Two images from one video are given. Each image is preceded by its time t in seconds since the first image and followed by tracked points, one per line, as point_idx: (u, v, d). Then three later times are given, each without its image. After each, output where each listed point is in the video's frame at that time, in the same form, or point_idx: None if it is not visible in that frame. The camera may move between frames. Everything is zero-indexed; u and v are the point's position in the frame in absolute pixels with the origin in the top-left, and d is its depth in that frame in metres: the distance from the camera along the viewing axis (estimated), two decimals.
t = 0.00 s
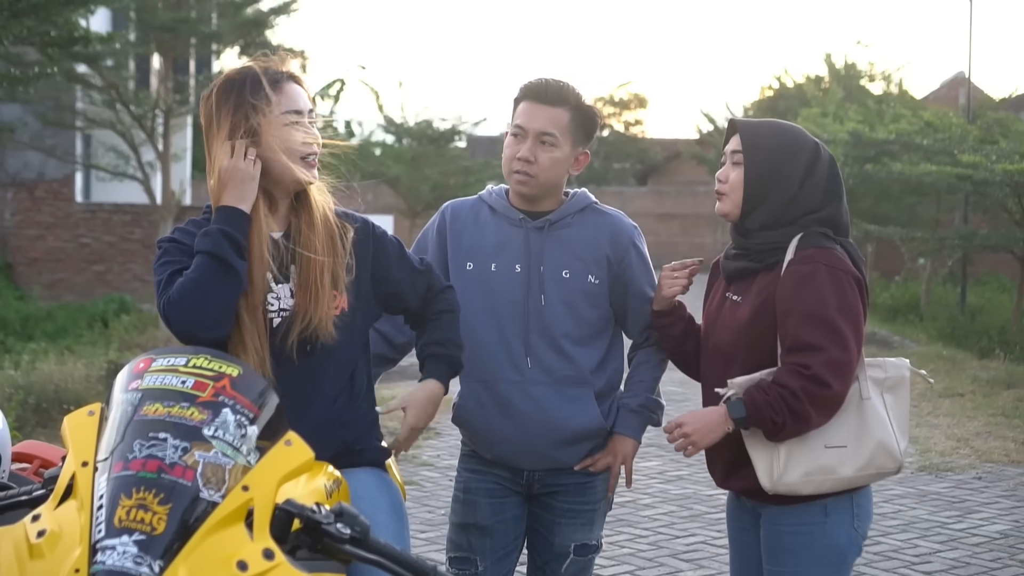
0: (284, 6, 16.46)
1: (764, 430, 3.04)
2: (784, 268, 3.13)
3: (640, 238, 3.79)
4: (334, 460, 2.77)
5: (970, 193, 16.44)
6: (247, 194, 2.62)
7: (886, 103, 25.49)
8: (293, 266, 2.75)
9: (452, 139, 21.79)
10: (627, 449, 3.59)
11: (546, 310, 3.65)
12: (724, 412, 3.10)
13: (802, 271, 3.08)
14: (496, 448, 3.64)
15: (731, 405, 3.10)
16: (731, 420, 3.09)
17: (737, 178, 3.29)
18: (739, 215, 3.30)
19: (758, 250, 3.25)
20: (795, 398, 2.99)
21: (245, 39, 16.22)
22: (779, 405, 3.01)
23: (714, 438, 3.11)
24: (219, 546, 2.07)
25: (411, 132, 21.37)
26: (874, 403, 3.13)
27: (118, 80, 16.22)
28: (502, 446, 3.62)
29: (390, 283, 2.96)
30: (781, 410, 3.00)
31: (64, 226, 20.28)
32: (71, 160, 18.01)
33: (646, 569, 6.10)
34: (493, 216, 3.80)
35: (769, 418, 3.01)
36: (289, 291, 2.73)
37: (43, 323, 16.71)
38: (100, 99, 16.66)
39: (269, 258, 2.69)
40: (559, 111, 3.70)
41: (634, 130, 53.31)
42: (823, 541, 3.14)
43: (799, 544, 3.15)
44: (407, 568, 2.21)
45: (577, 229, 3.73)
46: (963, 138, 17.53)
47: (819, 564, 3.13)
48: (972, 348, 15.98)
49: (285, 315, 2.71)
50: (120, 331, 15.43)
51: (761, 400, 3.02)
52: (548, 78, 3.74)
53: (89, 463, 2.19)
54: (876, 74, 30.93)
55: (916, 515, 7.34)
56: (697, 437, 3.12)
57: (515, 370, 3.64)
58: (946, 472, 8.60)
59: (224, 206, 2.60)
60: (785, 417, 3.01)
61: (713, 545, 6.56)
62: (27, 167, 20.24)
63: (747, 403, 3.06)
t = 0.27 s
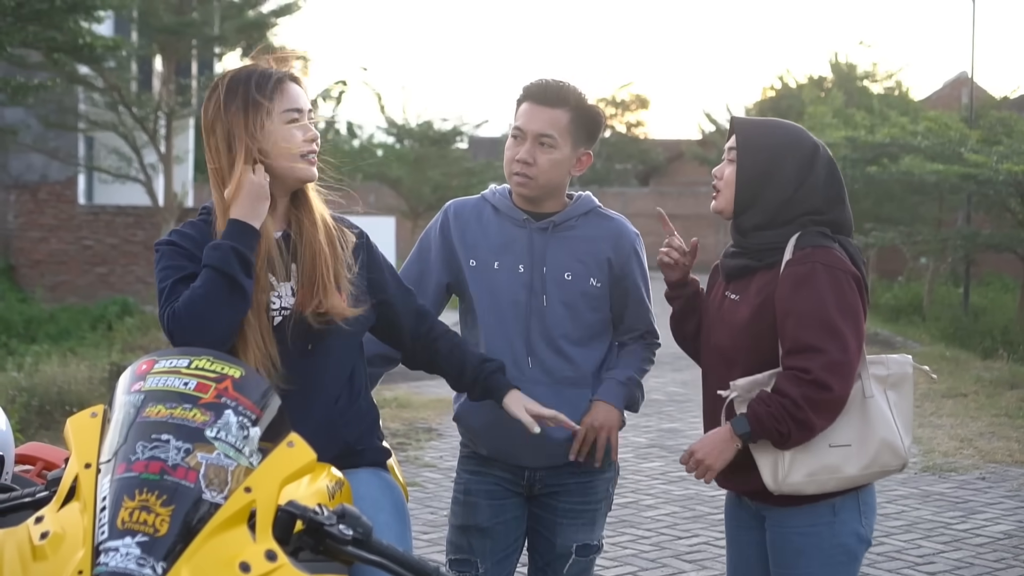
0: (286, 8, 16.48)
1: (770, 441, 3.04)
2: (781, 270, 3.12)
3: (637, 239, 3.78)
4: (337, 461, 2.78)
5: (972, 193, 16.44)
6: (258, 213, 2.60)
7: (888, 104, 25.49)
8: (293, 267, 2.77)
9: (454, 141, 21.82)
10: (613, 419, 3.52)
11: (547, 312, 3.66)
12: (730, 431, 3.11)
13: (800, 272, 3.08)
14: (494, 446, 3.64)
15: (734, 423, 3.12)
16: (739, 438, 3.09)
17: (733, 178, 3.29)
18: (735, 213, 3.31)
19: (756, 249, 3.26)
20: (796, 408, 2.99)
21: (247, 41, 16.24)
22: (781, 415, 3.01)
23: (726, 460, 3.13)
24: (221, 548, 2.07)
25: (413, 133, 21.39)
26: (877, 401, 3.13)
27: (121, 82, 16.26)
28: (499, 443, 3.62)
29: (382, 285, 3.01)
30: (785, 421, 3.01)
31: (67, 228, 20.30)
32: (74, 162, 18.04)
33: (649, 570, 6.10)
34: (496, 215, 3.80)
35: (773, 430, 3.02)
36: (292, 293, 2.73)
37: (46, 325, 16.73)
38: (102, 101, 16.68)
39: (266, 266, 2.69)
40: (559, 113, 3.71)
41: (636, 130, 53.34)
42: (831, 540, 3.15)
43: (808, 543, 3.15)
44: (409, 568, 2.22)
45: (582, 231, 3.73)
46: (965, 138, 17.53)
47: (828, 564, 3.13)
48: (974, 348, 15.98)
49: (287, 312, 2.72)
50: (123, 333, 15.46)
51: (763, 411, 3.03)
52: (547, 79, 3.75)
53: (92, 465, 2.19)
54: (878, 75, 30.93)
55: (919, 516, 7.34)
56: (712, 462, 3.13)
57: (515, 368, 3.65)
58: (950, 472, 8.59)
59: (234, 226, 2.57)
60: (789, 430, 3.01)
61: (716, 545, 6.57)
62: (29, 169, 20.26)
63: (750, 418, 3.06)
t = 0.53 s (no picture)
0: (286, 5, 16.46)
1: (785, 457, 3.00)
2: (771, 266, 3.12)
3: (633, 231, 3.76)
4: (337, 456, 2.77)
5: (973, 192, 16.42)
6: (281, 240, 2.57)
7: (889, 103, 25.48)
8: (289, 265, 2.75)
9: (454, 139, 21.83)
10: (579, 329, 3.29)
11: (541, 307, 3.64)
12: (744, 462, 3.03)
13: (791, 266, 3.07)
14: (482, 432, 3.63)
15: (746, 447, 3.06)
16: (758, 467, 3.02)
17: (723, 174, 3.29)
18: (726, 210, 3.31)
19: (750, 243, 3.25)
20: (798, 414, 2.98)
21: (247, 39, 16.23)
22: (788, 429, 2.99)
23: (756, 494, 3.04)
24: (220, 546, 2.07)
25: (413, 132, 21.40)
26: (868, 397, 3.13)
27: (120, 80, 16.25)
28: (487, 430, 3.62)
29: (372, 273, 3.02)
30: (792, 432, 2.99)
31: (67, 226, 20.29)
32: (74, 160, 18.03)
33: (648, 568, 6.10)
34: (495, 212, 3.79)
35: (785, 444, 2.99)
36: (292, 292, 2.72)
37: (46, 323, 16.73)
38: (102, 99, 16.70)
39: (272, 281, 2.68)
40: (557, 109, 3.71)
41: (636, 129, 53.34)
42: (828, 535, 3.15)
43: (806, 539, 3.16)
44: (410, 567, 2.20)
45: (577, 227, 3.72)
46: (966, 137, 17.53)
47: (826, 559, 3.14)
48: (974, 347, 15.98)
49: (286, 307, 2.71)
50: (123, 331, 15.47)
51: (770, 432, 3.00)
52: (549, 76, 3.75)
53: (92, 461, 2.19)
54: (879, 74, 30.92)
55: (919, 515, 7.33)
56: (741, 500, 3.05)
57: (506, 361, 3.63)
58: (950, 472, 8.59)
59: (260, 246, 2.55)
60: (799, 440, 2.99)
61: (715, 544, 6.56)
62: (29, 167, 20.25)
63: (762, 444, 3.01)
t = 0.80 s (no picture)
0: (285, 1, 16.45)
1: (781, 454, 2.99)
2: (770, 263, 3.12)
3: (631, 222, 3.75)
4: (332, 453, 2.77)
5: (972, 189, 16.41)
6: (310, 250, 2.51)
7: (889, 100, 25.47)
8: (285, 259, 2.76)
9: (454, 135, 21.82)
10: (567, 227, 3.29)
11: (538, 303, 3.62)
12: (739, 458, 3.03)
13: (790, 264, 3.07)
14: (469, 418, 3.65)
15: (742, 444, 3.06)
16: (753, 464, 3.02)
17: (725, 172, 3.30)
18: (728, 207, 3.31)
19: (748, 241, 3.25)
20: (795, 412, 2.98)
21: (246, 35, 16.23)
22: (785, 426, 2.99)
23: (749, 488, 3.03)
24: (217, 541, 2.07)
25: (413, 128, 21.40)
26: (863, 395, 3.14)
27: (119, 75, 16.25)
28: (476, 418, 3.63)
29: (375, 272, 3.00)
30: (789, 428, 2.99)
31: (66, 221, 20.29)
32: (73, 155, 18.02)
33: (648, 565, 6.10)
34: (494, 209, 3.80)
35: (780, 440, 2.98)
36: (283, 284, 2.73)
37: (46, 318, 16.73)
38: (101, 95, 16.68)
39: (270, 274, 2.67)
40: (553, 105, 3.65)
41: (636, 126, 53.33)
42: (821, 532, 3.15)
43: (800, 537, 3.16)
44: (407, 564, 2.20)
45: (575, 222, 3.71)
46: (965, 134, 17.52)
47: (820, 556, 3.14)
48: (974, 344, 15.98)
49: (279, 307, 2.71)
50: (122, 326, 15.48)
51: (765, 429, 3.00)
52: (547, 73, 3.70)
53: (91, 457, 2.19)
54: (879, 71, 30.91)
55: (918, 512, 7.34)
56: (735, 494, 3.02)
57: (500, 353, 3.63)
58: (949, 468, 8.59)
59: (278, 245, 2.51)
60: (795, 437, 2.98)
61: (714, 540, 6.57)
62: (28, 162, 20.22)
63: (758, 440, 3.01)
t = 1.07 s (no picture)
0: (284, 1, 16.44)
1: (784, 452, 2.99)
2: (771, 262, 3.12)
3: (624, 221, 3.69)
4: (332, 453, 2.76)
5: (971, 188, 16.41)
6: (296, 171, 2.57)
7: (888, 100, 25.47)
8: (284, 255, 2.78)
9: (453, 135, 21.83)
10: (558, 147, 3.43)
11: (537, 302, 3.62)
12: (744, 456, 3.01)
13: (791, 263, 3.08)
14: (460, 405, 3.66)
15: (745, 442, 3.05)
16: (757, 462, 3.00)
17: (724, 173, 3.30)
18: (728, 207, 3.31)
19: (748, 240, 3.25)
20: (799, 410, 2.98)
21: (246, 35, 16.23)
22: (789, 425, 2.98)
23: (753, 486, 3.01)
24: (216, 542, 2.06)
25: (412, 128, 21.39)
26: (862, 394, 3.14)
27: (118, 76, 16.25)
28: (468, 406, 3.64)
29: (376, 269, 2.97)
30: (793, 426, 2.98)
31: (64, 222, 20.28)
32: (72, 155, 18.01)
33: (647, 564, 6.10)
34: (492, 206, 3.79)
35: (784, 438, 2.97)
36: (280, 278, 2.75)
37: (45, 318, 16.73)
38: (100, 95, 16.68)
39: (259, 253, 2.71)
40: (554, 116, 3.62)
41: (635, 125, 53.36)
42: (821, 531, 3.15)
43: (800, 535, 3.16)
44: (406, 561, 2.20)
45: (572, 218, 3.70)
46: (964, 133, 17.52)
47: (820, 555, 3.14)
48: (973, 343, 15.99)
49: (275, 301, 2.74)
50: (121, 327, 15.49)
51: (769, 427, 2.99)
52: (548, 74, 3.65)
53: (89, 457, 2.19)
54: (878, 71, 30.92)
55: (917, 511, 7.34)
56: (741, 492, 3.00)
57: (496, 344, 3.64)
58: (948, 468, 8.60)
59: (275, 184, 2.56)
60: (799, 435, 2.98)
61: (713, 540, 6.57)
62: (27, 163, 20.22)
63: (762, 438, 2.99)
